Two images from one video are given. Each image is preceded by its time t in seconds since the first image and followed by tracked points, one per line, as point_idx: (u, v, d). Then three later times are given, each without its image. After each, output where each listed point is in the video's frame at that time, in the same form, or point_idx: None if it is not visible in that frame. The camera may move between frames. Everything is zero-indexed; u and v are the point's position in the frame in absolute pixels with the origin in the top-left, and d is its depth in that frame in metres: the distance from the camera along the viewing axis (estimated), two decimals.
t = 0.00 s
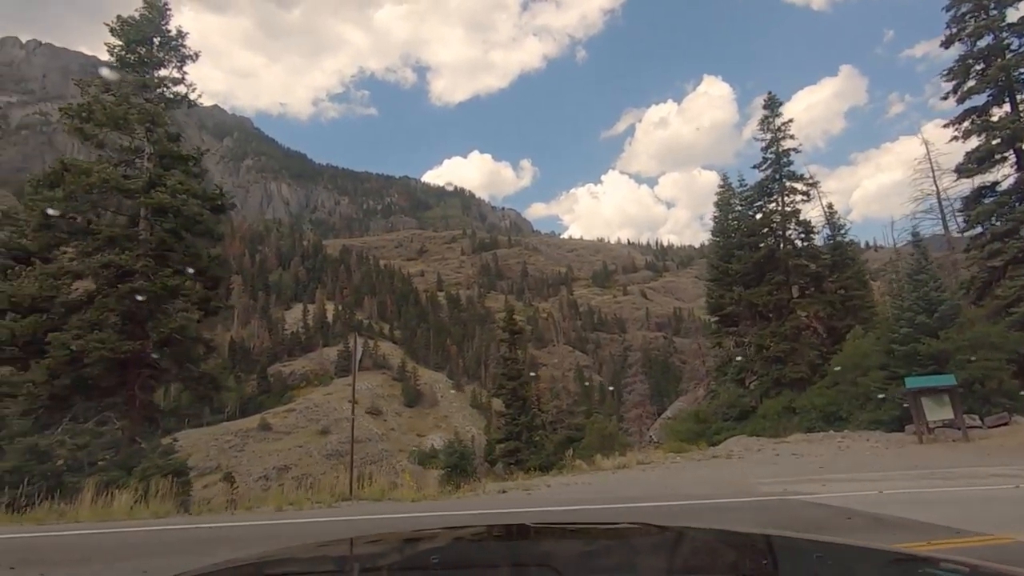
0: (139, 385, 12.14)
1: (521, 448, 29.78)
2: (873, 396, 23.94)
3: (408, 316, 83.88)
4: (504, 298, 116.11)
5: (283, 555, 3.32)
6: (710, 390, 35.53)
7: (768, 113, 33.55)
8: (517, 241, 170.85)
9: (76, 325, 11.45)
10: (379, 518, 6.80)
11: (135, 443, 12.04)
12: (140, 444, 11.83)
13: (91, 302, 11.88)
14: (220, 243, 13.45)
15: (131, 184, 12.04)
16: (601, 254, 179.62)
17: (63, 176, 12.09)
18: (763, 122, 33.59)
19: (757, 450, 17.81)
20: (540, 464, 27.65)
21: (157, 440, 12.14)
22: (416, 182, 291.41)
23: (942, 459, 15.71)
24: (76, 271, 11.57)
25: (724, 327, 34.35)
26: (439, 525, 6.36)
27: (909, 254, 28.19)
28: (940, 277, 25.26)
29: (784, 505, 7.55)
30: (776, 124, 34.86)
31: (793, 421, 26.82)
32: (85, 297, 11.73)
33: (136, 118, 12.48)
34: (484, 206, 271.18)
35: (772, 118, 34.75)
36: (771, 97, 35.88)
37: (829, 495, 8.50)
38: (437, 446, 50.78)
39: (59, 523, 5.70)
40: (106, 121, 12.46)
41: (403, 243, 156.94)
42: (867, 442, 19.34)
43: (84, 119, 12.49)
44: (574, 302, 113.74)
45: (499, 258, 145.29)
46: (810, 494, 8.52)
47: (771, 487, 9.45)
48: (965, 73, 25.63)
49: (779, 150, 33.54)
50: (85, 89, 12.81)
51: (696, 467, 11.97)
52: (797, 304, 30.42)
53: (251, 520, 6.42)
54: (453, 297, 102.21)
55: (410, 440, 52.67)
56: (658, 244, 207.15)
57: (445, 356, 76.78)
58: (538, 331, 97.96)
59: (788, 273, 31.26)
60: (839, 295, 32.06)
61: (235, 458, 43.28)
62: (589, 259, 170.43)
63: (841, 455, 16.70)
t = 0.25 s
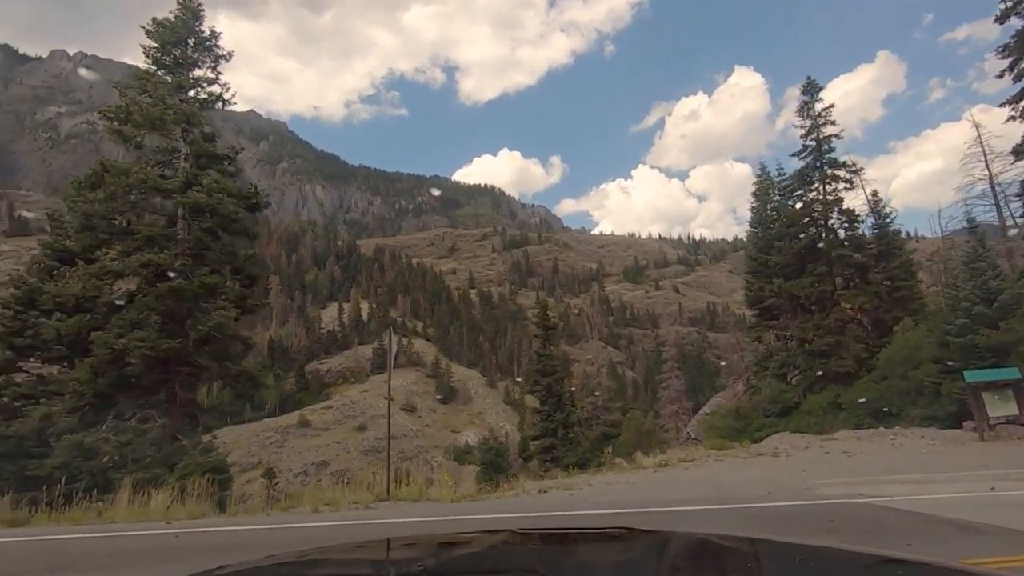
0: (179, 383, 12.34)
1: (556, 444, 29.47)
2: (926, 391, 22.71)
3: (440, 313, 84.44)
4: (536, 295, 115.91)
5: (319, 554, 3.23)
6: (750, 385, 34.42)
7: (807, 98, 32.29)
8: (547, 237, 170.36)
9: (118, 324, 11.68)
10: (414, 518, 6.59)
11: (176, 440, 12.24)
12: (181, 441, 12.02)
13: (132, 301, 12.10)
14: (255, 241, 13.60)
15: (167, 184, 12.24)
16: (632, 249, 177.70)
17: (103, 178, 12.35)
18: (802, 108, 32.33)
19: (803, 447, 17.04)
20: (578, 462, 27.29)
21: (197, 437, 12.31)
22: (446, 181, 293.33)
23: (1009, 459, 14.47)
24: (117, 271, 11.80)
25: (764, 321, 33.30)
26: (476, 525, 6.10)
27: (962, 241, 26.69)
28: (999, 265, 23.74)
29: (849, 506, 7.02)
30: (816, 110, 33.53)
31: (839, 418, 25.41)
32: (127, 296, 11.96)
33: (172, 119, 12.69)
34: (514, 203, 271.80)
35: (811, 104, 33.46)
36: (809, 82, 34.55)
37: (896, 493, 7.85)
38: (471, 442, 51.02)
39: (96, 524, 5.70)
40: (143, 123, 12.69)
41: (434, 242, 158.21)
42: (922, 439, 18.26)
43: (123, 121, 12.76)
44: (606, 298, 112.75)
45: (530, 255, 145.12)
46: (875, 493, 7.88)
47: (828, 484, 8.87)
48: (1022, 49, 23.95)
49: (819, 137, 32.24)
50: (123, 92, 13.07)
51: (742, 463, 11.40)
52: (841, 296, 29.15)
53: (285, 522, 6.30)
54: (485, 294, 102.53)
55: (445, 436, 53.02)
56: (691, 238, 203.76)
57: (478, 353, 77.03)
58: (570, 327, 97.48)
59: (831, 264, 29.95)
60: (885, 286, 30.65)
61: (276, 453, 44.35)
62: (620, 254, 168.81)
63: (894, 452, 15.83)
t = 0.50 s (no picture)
0: (227, 380, 12.59)
1: (601, 441, 28.99)
2: (999, 385, 21.21)
3: (478, 310, 84.68)
4: (574, 290, 115.02)
5: (366, 560, 3.14)
6: (803, 379, 33.04)
7: (861, 76, 30.57)
8: (584, 232, 168.84)
9: (169, 322, 11.95)
10: (461, 519, 6.36)
11: (226, 437, 12.50)
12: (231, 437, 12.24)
13: (180, 299, 12.35)
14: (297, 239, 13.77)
15: (212, 183, 12.45)
16: (671, 242, 174.35)
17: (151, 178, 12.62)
18: (856, 87, 30.61)
19: (864, 446, 16.15)
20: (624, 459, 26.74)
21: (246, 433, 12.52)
22: (481, 178, 294.09)
23: None
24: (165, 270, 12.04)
25: (817, 312, 31.87)
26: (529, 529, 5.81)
27: None
28: None
29: (935, 509, 6.38)
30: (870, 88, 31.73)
31: (901, 415, 23.44)
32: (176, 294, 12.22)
33: (215, 119, 12.89)
34: (549, 198, 270.57)
35: (864, 83, 31.68)
36: (863, 60, 32.71)
37: (986, 496, 7.13)
38: (512, 437, 50.99)
39: (144, 525, 5.68)
40: (186, 124, 12.94)
41: (471, 239, 158.85)
42: (998, 436, 16.96)
43: (168, 123, 13.03)
44: (645, 292, 110.93)
45: (566, 250, 144.08)
46: (962, 496, 7.19)
47: (905, 485, 8.18)
48: None
49: (875, 117, 30.48)
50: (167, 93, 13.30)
51: (804, 461, 10.73)
52: (902, 285, 27.39)
53: (329, 524, 6.14)
54: (522, 290, 102.35)
55: (486, 431, 53.15)
56: (731, 230, 198.54)
57: (517, 349, 76.91)
58: (609, 321, 96.34)
59: (891, 251, 28.10)
60: (950, 274, 28.77)
61: (323, 448, 45.34)
62: (659, 248, 165.84)
63: (971, 451, 14.67)
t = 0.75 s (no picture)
0: (281, 376, 12.76)
1: (655, 437, 28.19)
2: None
3: (523, 305, 84.47)
4: (619, 283, 113.30)
5: (423, 558, 2.93)
6: (871, 373, 31.18)
7: (931, 47, 28.48)
8: (628, 225, 166.11)
9: (225, 320, 12.23)
10: (523, 523, 6.03)
11: (282, 433, 12.72)
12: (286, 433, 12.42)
13: (235, 298, 12.64)
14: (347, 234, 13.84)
15: (262, 181, 12.67)
16: (719, 233, 169.48)
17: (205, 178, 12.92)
18: (926, 58, 28.53)
19: (949, 445, 14.87)
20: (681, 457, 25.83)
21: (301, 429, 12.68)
22: (522, 174, 292.81)
23: None
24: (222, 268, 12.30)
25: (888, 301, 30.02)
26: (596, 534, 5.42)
27: None
28: None
29: None
30: (941, 60, 29.51)
31: (983, 410, 21.75)
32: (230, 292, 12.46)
33: (264, 117, 13.12)
34: (592, 191, 267.79)
35: (935, 54, 29.51)
36: (933, 29, 30.48)
37: None
38: (559, 433, 50.64)
39: (202, 527, 5.68)
40: (237, 123, 13.20)
41: (514, 235, 158.84)
42: None
43: (220, 123, 13.32)
44: (692, 284, 108.13)
45: (611, 243, 142.07)
46: None
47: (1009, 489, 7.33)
48: None
49: (949, 90, 28.34)
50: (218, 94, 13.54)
51: (886, 462, 9.91)
52: (982, 270, 25.35)
53: (387, 527, 5.96)
54: (566, 284, 101.59)
55: (533, 426, 52.95)
56: (783, 219, 191.22)
57: (563, 343, 76.32)
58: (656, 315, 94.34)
59: (969, 234, 26.14)
60: None
61: (374, 443, 46.23)
62: (707, 239, 161.38)
63: None
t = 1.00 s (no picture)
0: (340, 372, 12.86)
1: (723, 435, 26.99)
2: None
3: (574, 299, 83.39)
4: (672, 276, 110.31)
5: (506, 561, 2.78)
6: (962, 367, 28.72)
7: None
8: (680, 216, 161.56)
9: (285, 317, 12.42)
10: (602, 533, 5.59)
11: (343, 429, 12.89)
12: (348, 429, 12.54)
13: (294, 295, 12.83)
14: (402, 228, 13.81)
15: (318, 177, 12.79)
16: (777, 222, 162.43)
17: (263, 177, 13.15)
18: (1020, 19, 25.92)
19: None
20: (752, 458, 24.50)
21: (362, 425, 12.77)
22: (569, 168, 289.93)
23: None
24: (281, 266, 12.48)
25: (980, 288, 27.57)
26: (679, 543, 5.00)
27: None
28: None
29: None
30: None
31: None
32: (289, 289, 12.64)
33: (318, 114, 13.27)
34: (641, 182, 262.25)
35: None
36: None
37: None
38: (614, 430, 49.69)
39: (265, 529, 5.62)
40: (293, 121, 13.39)
41: (563, 229, 157.37)
42: None
43: (276, 122, 13.54)
44: (750, 275, 103.98)
45: (663, 235, 138.50)
46: None
47: None
48: None
49: None
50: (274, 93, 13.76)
51: (999, 465, 8.86)
52: None
53: (455, 533, 5.75)
54: (618, 278, 99.80)
55: (587, 422, 52.16)
56: (846, 205, 181.17)
57: (616, 338, 74.87)
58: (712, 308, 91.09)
59: None
60: None
61: (431, 438, 46.88)
62: (764, 228, 154.90)
63: None
